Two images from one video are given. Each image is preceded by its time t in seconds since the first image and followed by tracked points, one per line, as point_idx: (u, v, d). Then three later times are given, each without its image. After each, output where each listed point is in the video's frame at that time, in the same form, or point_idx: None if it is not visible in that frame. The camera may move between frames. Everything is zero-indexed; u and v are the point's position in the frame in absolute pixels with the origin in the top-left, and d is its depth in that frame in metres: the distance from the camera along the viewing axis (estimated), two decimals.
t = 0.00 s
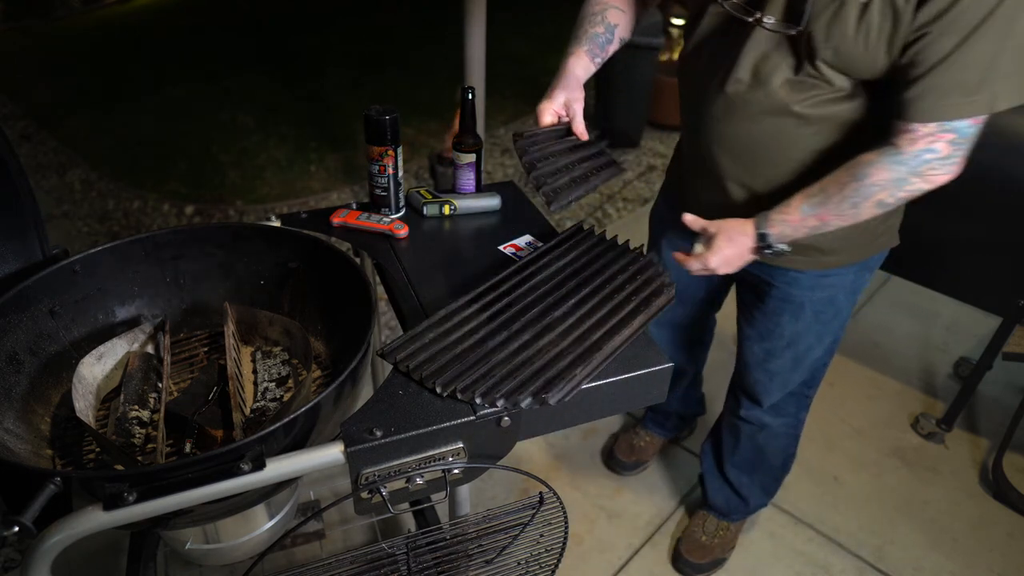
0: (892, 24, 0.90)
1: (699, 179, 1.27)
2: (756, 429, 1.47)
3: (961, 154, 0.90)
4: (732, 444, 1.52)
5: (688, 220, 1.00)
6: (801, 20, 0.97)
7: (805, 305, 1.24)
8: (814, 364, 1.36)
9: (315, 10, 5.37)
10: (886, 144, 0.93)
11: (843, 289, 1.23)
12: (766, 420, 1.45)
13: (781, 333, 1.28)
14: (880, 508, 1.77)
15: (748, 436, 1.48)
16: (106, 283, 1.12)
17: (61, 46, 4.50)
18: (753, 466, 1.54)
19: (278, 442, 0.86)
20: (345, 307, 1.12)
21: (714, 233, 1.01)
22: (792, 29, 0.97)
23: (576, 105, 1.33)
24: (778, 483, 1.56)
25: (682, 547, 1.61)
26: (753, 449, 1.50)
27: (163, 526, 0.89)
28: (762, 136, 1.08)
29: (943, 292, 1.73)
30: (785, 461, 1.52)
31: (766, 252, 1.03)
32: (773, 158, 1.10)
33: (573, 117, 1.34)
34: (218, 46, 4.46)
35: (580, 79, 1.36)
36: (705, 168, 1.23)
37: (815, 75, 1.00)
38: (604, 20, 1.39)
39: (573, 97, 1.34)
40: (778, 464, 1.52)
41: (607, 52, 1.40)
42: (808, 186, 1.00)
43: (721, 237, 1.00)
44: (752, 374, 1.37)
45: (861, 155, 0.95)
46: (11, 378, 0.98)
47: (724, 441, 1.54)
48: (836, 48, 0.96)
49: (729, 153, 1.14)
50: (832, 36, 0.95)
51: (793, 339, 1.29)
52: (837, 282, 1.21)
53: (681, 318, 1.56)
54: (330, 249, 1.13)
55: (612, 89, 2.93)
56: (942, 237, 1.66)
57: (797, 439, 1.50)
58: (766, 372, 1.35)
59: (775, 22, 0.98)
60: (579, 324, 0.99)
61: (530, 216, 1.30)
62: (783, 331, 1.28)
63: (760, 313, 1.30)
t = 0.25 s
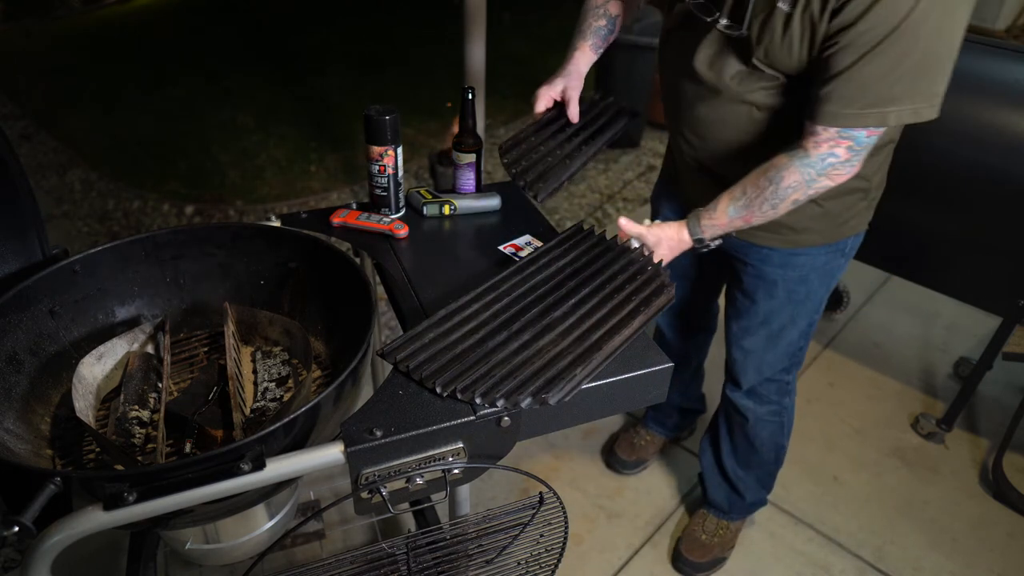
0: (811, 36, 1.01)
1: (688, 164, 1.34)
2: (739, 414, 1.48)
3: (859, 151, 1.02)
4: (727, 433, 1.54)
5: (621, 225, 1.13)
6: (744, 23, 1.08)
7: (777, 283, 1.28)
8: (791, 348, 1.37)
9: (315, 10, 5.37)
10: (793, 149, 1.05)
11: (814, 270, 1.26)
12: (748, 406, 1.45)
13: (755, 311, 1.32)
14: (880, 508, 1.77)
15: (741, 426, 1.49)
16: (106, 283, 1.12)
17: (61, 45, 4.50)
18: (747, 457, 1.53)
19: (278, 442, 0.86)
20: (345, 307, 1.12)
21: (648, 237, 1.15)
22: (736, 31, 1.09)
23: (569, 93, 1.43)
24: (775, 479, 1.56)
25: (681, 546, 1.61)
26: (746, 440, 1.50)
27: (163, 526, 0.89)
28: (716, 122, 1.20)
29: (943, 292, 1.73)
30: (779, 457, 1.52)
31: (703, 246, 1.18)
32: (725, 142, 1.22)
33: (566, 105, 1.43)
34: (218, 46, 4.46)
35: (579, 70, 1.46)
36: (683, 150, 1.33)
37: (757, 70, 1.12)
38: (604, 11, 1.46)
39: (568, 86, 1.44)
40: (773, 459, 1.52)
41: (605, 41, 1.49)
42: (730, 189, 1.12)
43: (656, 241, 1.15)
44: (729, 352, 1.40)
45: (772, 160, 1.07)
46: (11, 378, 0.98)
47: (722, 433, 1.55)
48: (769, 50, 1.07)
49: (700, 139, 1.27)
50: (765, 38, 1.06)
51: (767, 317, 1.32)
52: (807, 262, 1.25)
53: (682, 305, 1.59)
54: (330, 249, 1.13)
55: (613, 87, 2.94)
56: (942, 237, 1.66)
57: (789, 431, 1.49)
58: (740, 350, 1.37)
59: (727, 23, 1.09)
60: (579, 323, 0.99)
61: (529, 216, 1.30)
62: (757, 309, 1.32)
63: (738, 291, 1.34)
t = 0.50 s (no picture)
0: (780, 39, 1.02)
1: (685, 161, 1.36)
2: (739, 404, 1.48)
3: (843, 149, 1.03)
4: (728, 422, 1.54)
5: (604, 233, 1.17)
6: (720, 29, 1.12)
7: (769, 272, 1.28)
8: (786, 337, 1.36)
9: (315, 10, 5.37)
10: (780, 148, 1.05)
11: (806, 259, 1.26)
12: (746, 396, 1.45)
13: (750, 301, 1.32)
14: (880, 508, 1.77)
15: (740, 416, 1.49)
16: (107, 284, 1.12)
17: (60, 45, 4.50)
18: (746, 449, 1.53)
19: (278, 442, 0.86)
20: (344, 306, 1.12)
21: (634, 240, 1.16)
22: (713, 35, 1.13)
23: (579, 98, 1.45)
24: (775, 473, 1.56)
25: (681, 545, 1.61)
26: (745, 430, 1.50)
27: (163, 526, 0.89)
28: (703, 123, 1.22)
29: (943, 292, 1.73)
30: (779, 450, 1.52)
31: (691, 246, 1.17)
32: (712, 142, 1.23)
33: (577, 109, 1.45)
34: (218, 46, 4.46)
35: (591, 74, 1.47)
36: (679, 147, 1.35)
37: (737, 72, 1.14)
38: (610, 17, 1.49)
39: (578, 91, 1.45)
40: (771, 453, 1.52)
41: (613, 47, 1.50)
42: (717, 188, 1.11)
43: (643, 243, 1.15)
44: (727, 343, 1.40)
45: (760, 159, 1.06)
46: (11, 378, 0.98)
47: (722, 428, 1.56)
48: (744, 53, 1.09)
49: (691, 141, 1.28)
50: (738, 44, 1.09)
51: (761, 306, 1.32)
52: (799, 251, 1.25)
53: (686, 299, 1.60)
54: (330, 249, 1.13)
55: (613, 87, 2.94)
56: (942, 237, 1.66)
57: (788, 424, 1.50)
58: (738, 339, 1.37)
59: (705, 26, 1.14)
60: (578, 326, 0.99)
61: (529, 216, 1.30)
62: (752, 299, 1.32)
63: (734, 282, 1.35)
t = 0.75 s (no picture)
0: (771, 44, 1.03)
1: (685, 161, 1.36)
2: (740, 401, 1.48)
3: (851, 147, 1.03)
4: (729, 422, 1.54)
5: (616, 230, 1.14)
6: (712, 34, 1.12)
7: (768, 270, 1.28)
8: (785, 336, 1.36)
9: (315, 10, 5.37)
10: (790, 148, 1.05)
11: (805, 258, 1.26)
12: (747, 394, 1.45)
13: (750, 299, 1.32)
14: (880, 508, 1.77)
15: (742, 415, 1.50)
16: (106, 284, 1.12)
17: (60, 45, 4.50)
18: (746, 446, 1.53)
19: (278, 442, 0.86)
20: (345, 306, 1.12)
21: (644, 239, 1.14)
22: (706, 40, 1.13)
23: (589, 106, 1.45)
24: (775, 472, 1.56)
25: (681, 545, 1.61)
26: (746, 429, 1.51)
27: (163, 526, 0.89)
28: (700, 125, 1.22)
29: (943, 292, 1.73)
30: (780, 449, 1.52)
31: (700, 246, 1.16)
32: (710, 143, 1.24)
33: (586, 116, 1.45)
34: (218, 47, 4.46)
35: (601, 83, 1.48)
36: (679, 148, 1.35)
37: (730, 76, 1.14)
38: (618, 25, 1.50)
39: (587, 98, 1.45)
40: (772, 451, 1.52)
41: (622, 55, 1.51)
42: (727, 189, 1.11)
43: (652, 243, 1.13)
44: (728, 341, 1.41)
45: (770, 159, 1.06)
46: (11, 379, 0.98)
47: (723, 426, 1.56)
48: (736, 58, 1.10)
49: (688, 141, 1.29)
50: (729, 49, 1.10)
51: (760, 305, 1.32)
52: (797, 249, 1.25)
53: (689, 298, 1.60)
54: (330, 249, 1.13)
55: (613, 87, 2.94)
56: (941, 237, 1.66)
57: (789, 422, 1.49)
58: (739, 338, 1.38)
59: (698, 33, 1.15)
60: (578, 325, 0.99)
61: (529, 216, 1.31)
62: (752, 298, 1.32)
63: (734, 280, 1.35)
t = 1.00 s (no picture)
0: (767, 45, 1.03)
1: (685, 162, 1.36)
2: (741, 401, 1.48)
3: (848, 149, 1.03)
4: (729, 423, 1.55)
5: (611, 223, 1.15)
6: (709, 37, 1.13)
7: (768, 270, 1.28)
8: (786, 336, 1.36)
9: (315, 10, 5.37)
10: (787, 148, 1.05)
11: (804, 258, 1.26)
12: (748, 393, 1.46)
13: (750, 300, 1.33)
14: (879, 508, 1.77)
15: (743, 415, 1.50)
16: (106, 284, 1.12)
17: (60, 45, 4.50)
18: (747, 446, 1.53)
19: (278, 442, 0.86)
20: (345, 306, 1.12)
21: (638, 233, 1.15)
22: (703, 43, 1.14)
23: (590, 102, 1.46)
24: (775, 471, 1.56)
25: (681, 545, 1.61)
26: (747, 429, 1.51)
27: (163, 526, 0.89)
28: (699, 127, 1.22)
29: (943, 292, 1.73)
30: (780, 449, 1.52)
31: (694, 242, 1.17)
32: (709, 144, 1.24)
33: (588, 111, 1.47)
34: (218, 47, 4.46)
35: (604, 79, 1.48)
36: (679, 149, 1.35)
37: (728, 78, 1.14)
38: (620, 22, 1.49)
39: (589, 94, 1.46)
40: (772, 450, 1.51)
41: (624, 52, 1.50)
42: (724, 185, 1.11)
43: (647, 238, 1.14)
44: (728, 342, 1.41)
45: (767, 157, 1.06)
46: (11, 379, 0.98)
47: (724, 425, 1.56)
48: (733, 59, 1.10)
49: (687, 142, 1.29)
50: (726, 51, 1.10)
51: (760, 305, 1.32)
52: (797, 250, 1.25)
53: (689, 296, 1.59)
54: (330, 249, 1.13)
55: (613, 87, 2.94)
56: (942, 237, 1.66)
57: (790, 422, 1.49)
58: (740, 338, 1.38)
59: (695, 37, 1.15)
60: (577, 323, 0.99)
61: (529, 216, 1.31)
62: (752, 298, 1.32)
63: (735, 280, 1.35)
